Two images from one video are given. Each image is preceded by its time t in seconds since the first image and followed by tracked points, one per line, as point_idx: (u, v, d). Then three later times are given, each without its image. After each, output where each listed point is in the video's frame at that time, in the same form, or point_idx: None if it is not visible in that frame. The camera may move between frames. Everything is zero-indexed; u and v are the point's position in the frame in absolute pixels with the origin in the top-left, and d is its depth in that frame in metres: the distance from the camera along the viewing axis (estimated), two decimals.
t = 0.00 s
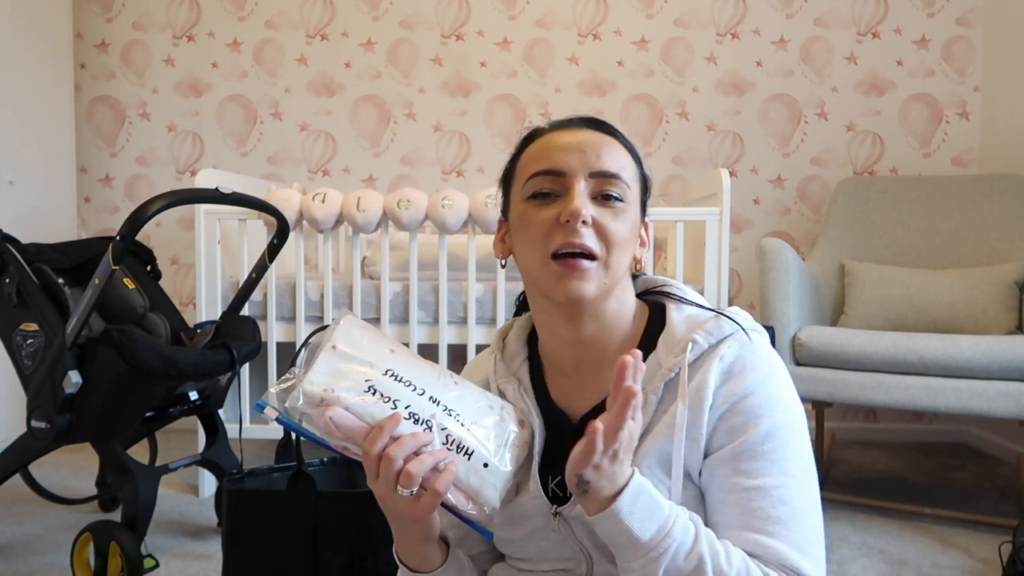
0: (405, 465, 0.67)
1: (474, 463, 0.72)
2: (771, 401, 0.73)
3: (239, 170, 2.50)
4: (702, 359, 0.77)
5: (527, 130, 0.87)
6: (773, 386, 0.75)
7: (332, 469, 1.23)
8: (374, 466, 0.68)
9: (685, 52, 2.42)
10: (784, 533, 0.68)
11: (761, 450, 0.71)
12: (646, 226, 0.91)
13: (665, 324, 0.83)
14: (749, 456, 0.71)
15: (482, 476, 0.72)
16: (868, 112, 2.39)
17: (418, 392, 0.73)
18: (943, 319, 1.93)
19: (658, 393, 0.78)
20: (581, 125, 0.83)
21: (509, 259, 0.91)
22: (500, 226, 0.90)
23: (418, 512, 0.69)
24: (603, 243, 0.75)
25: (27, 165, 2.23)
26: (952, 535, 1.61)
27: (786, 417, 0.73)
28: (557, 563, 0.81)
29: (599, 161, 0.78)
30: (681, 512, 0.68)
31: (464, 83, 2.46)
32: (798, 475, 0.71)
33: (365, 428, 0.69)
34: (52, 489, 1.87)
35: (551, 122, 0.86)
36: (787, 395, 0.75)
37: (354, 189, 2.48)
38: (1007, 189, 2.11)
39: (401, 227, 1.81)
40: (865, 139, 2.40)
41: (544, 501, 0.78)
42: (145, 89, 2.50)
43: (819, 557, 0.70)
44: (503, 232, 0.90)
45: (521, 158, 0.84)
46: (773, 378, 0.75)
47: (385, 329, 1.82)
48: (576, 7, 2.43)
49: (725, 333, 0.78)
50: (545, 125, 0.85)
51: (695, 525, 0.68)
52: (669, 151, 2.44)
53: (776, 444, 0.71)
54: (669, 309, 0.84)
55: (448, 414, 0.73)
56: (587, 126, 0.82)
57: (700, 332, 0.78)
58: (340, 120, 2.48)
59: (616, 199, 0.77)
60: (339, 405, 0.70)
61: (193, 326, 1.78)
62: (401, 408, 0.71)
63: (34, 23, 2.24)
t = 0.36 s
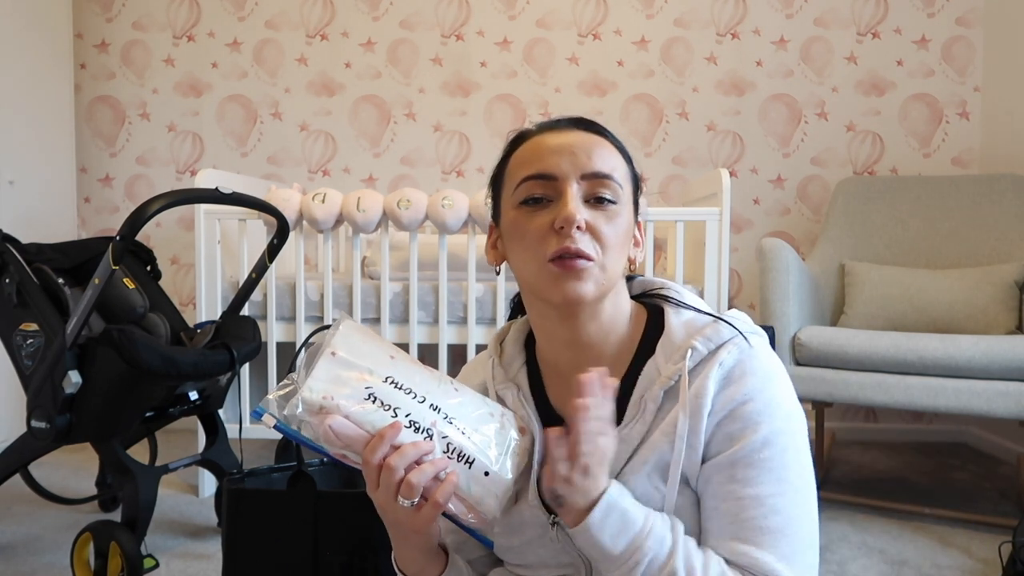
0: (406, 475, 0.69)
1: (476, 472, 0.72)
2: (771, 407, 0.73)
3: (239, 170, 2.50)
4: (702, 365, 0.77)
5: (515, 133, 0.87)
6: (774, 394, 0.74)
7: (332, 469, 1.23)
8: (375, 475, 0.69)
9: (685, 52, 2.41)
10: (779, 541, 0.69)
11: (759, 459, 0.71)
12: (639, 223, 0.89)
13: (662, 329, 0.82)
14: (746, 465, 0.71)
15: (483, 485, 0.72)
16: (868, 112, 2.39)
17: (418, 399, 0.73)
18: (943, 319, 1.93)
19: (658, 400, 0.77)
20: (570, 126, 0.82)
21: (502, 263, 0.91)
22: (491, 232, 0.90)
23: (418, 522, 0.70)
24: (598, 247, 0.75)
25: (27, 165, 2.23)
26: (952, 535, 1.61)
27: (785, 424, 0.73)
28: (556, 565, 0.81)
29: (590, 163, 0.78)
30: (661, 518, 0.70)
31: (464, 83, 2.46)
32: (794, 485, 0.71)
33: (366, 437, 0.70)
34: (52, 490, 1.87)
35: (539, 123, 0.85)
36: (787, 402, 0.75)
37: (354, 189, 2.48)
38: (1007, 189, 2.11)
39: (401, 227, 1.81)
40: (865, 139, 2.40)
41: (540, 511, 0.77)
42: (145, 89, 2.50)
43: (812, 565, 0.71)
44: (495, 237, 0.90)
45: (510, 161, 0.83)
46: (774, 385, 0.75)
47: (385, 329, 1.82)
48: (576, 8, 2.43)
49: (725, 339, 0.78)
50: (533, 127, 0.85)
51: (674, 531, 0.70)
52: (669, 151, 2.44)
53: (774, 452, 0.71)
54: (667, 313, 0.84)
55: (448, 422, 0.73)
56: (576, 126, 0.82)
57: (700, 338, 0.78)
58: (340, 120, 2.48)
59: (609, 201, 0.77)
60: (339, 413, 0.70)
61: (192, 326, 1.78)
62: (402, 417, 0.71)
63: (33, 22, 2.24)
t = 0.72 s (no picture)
0: (416, 471, 0.68)
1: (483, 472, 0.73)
2: (777, 409, 0.73)
3: (239, 170, 2.50)
4: (709, 366, 0.77)
5: (527, 127, 0.85)
6: (781, 397, 0.74)
7: (333, 469, 1.23)
8: (384, 470, 0.69)
9: (685, 52, 2.41)
10: (783, 544, 0.69)
11: (763, 462, 0.71)
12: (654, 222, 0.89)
13: (672, 332, 0.82)
14: (751, 467, 0.71)
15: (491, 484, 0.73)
16: (868, 112, 2.39)
17: (428, 399, 0.75)
18: (943, 319, 1.93)
19: (664, 407, 0.77)
20: (585, 124, 0.81)
21: (512, 263, 0.91)
22: (501, 228, 0.89)
23: (427, 519, 0.69)
24: (611, 255, 0.75)
25: (27, 165, 2.23)
26: (952, 535, 1.61)
27: (790, 426, 0.73)
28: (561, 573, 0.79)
29: (604, 166, 0.77)
30: (652, 515, 0.73)
31: (464, 83, 2.46)
32: (798, 487, 0.71)
33: (376, 432, 0.70)
34: (51, 489, 1.87)
35: (553, 117, 0.84)
36: (794, 406, 0.75)
37: (354, 189, 2.48)
38: (1007, 189, 2.11)
39: (401, 227, 1.81)
40: (865, 139, 2.40)
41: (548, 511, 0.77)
42: (145, 89, 2.50)
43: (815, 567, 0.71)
44: (506, 235, 0.89)
45: (523, 159, 0.82)
46: (781, 388, 0.75)
47: (385, 329, 1.83)
48: (576, 7, 2.43)
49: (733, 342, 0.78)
50: (546, 122, 0.83)
51: (668, 529, 0.72)
52: (669, 151, 2.44)
53: (779, 454, 0.71)
54: (676, 316, 0.84)
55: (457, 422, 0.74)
56: (591, 124, 0.80)
57: (708, 342, 0.78)
58: (340, 120, 2.48)
59: (623, 206, 0.77)
60: (351, 407, 0.71)
61: (192, 326, 1.78)
62: (412, 413, 0.72)
63: (33, 22, 2.24)
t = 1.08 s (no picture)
0: (417, 476, 0.68)
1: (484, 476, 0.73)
2: (778, 413, 0.73)
3: (239, 170, 2.50)
4: (710, 370, 0.77)
5: (533, 126, 0.84)
6: (782, 401, 0.74)
7: (333, 469, 1.23)
8: (384, 475, 0.69)
9: (685, 52, 2.41)
10: (784, 549, 0.69)
11: (765, 466, 0.71)
12: (658, 222, 0.89)
13: (672, 334, 0.82)
14: (752, 471, 0.71)
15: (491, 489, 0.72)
16: (868, 112, 2.39)
17: (428, 402, 0.74)
18: (943, 319, 1.93)
19: (663, 412, 0.78)
20: (592, 127, 0.80)
21: (515, 262, 0.90)
22: (505, 227, 0.89)
23: (428, 523, 0.70)
24: (611, 265, 0.75)
25: (27, 165, 2.23)
26: (952, 535, 1.61)
27: (791, 430, 0.73)
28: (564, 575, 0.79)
29: (609, 173, 0.77)
30: (653, 518, 0.73)
31: (464, 83, 2.46)
32: (800, 492, 0.71)
33: (376, 436, 0.70)
34: (52, 489, 1.87)
35: (560, 117, 0.83)
36: (795, 410, 0.75)
37: (354, 189, 2.48)
38: (1008, 188, 2.11)
39: (401, 227, 1.81)
40: (865, 139, 2.40)
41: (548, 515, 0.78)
42: (145, 88, 2.50)
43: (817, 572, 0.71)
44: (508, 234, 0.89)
45: (526, 161, 0.81)
46: (782, 392, 0.75)
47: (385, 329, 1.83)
48: (576, 7, 2.43)
49: (733, 345, 0.78)
50: (552, 122, 0.82)
51: (669, 533, 0.72)
52: (669, 151, 2.44)
53: (780, 459, 0.71)
54: (676, 319, 0.83)
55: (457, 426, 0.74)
56: (597, 127, 0.80)
57: (709, 346, 0.78)
58: (340, 120, 2.48)
59: (626, 214, 0.76)
60: (351, 411, 0.71)
61: (192, 326, 1.78)
62: (412, 417, 0.72)
63: (33, 22, 2.24)
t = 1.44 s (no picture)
0: (415, 468, 0.68)
1: (482, 474, 0.72)
2: (782, 416, 0.73)
3: (239, 170, 2.50)
4: (713, 375, 0.77)
5: (522, 129, 0.84)
6: (785, 404, 0.74)
7: (333, 469, 1.23)
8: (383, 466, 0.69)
9: (685, 52, 2.41)
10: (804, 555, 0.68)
11: (774, 469, 0.71)
12: (651, 221, 0.89)
13: (672, 336, 0.82)
14: (763, 475, 0.71)
15: (489, 488, 0.72)
16: (868, 112, 2.39)
17: (431, 397, 0.74)
18: (943, 319, 1.93)
19: (667, 410, 0.78)
20: (579, 128, 0.80)
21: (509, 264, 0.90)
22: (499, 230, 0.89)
23: (424, 515, 0.70)
24: (602, 266, 0.75)
25: (27, 165, 2.23)
26: (952, 535, 1.61)
27: (800, 435, 0.73)
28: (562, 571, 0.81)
29: (597, 174, 0.76)
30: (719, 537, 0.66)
31: (464, 83, 2.46)
32: (814, 496, 0.71)
33: (377, 426, 0.71)
34: (52, 489, 1.87)
35: (548, 119, 0.83)
36: (799, 411, 0.75)
37: (354, 189, 2.48)
38: (1008, 189, 2.11)
39: (401, 227, 1.81)
40: (865, 139, 2.40)
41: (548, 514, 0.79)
42: (145, 88, 2.50)
43: None
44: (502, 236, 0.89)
45: (516, 164, 0.82)
46: (785, 394, 0.75)
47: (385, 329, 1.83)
48: (576, 7, 2.43)
49: (733, 347, 0.78)
50: (541, 124, 0.82)
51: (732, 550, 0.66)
52: (669, 151, 2.44)
53: (792, 463, 0.71)
54: (676, 320, 0.83)
55: (458, 423, 0.73)
56: (585, 128, 0.80)
57: (709, 347, 0.78)
58: (340, 120, 2.48)
59: (616, 215, 0.76)
60: (353, 401, 0.71)
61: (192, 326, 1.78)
62: (414, 410, 0.72)
63: (33, 22, 2.23)
